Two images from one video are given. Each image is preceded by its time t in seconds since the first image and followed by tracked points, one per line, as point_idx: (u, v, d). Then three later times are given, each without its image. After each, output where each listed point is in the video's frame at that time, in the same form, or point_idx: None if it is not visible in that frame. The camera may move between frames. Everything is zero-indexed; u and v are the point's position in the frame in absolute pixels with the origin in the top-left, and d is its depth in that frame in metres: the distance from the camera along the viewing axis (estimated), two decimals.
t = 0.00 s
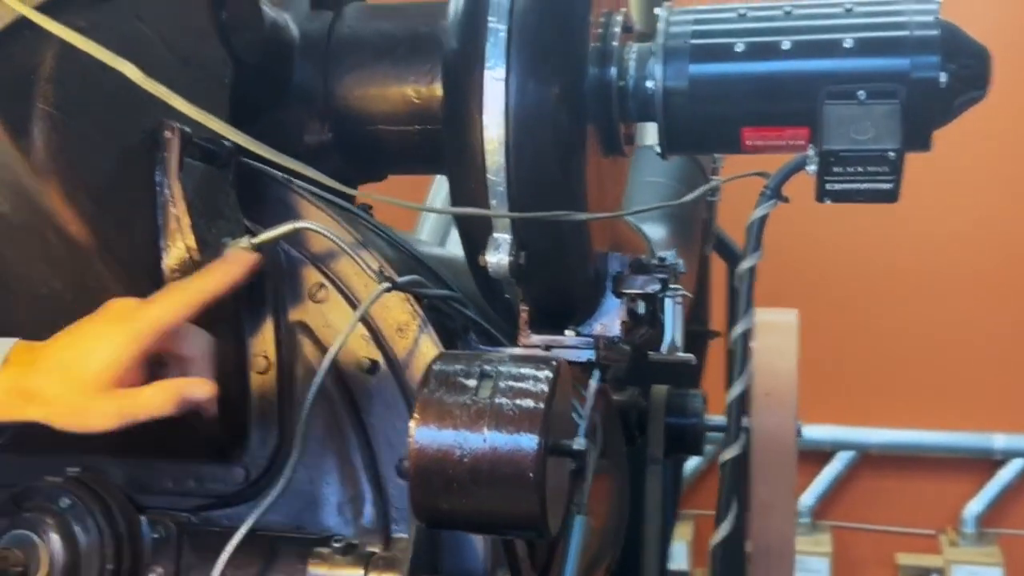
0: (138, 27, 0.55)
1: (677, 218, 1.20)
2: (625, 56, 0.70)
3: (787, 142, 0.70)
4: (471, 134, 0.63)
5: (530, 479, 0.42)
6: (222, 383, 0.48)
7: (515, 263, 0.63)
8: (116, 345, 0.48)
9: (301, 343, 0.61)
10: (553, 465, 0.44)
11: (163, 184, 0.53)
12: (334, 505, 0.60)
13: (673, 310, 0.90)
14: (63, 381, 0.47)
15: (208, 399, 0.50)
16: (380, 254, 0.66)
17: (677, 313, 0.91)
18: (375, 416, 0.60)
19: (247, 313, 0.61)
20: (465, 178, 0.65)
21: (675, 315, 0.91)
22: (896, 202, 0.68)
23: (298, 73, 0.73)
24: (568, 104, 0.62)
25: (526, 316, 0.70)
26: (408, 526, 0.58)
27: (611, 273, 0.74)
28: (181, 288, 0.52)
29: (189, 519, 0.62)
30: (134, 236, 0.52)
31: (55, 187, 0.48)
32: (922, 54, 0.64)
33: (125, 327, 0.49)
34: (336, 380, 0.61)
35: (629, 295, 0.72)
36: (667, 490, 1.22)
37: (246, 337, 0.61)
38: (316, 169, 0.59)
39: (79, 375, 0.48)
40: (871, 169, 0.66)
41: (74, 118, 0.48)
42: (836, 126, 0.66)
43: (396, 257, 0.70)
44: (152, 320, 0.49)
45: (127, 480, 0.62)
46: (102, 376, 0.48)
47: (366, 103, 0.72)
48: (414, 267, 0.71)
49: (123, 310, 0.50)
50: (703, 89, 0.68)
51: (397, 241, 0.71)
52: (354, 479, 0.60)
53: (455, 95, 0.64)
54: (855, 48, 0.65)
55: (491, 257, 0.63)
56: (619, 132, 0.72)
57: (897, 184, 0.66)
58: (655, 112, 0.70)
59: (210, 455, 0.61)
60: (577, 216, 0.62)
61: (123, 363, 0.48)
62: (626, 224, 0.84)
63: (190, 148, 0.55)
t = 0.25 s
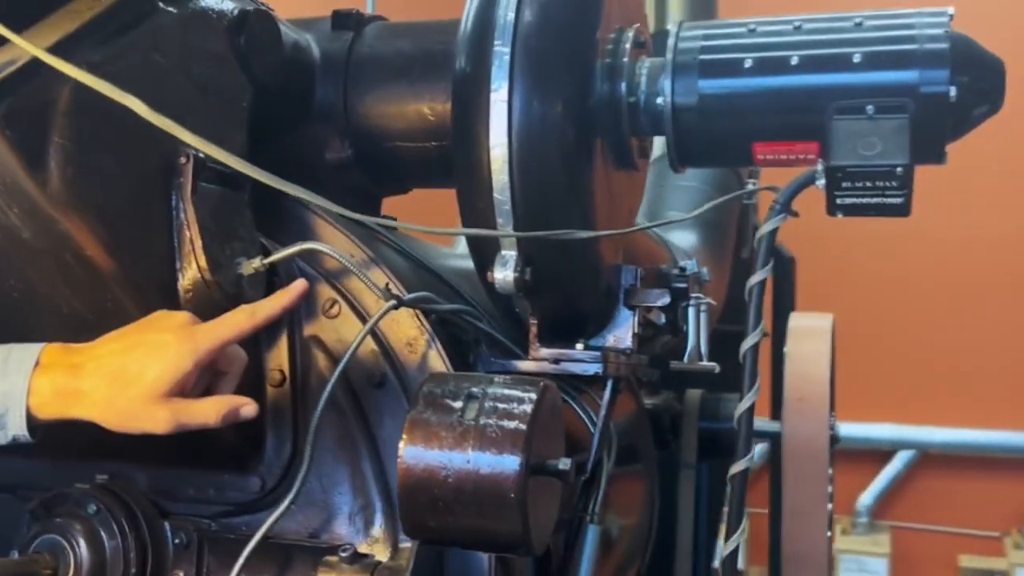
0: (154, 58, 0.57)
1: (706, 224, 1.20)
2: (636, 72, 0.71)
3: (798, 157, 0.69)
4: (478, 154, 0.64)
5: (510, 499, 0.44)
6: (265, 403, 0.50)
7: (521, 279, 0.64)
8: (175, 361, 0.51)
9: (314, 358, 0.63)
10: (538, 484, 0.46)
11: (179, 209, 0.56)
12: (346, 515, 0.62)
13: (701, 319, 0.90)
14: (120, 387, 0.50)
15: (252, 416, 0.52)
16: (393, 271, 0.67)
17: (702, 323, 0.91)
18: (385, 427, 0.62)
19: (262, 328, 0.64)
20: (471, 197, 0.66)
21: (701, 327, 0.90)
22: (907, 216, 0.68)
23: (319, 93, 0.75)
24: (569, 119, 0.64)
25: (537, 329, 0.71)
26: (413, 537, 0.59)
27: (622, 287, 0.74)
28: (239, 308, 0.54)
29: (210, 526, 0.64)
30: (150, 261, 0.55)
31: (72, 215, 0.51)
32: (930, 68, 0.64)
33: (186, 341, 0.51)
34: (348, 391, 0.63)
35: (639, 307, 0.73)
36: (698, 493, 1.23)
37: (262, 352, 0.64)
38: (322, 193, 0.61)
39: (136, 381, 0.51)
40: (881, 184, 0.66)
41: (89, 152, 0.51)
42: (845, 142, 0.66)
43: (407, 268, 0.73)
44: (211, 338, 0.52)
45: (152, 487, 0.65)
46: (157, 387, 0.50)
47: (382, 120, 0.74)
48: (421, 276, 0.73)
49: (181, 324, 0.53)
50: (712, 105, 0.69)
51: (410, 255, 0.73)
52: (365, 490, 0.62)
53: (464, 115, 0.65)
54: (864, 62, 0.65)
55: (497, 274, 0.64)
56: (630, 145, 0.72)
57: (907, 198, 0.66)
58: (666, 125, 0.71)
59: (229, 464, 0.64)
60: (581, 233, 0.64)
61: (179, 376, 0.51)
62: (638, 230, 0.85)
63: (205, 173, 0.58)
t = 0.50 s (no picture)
0: (174, 77, 0.60)
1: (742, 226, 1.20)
2: (650, 82, 0.72)
3: (809, 166, 0.70)
4: (488, 166, 0.66)
5: (493, 503, 0.45)
6: (276, 408, 0.51)
7: (530, 288, 0.65)
8: (192, 366, 0.52)
9: (331, 365, 0.65)
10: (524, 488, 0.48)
11: (197, 222, 0.59)
12: (360, 515, 0.64)
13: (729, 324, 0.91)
14: (142, 391, 0.52)
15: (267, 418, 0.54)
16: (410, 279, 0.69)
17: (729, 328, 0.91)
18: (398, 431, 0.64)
19: (282, 334, 0.66)
20: (481, 208, 0.67)
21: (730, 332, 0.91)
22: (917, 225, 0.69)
23: (343, 105, 0.77)
24: (576, 132, 0.66)
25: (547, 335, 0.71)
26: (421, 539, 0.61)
27: (636, 295, 0.75)
28: (253, 313, 0.55)
29: (233, 524, 0.66)
30: (168, 271, 0.58)
31: (88, 231, 0.54)
32: (941, 77, 0.64)
33: (202, 347, 0.52)
34: (361, 393, 0.65)
35: (653, 314, 0.74)
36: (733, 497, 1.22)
37: (280, 357, 0.66)
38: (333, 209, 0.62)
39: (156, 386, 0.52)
40: (888, 194, 0.67)
41: (109, 171, 0.54)
42: (852, 151, 0.66)
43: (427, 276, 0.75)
44: (227, 343, 0.53)
45: (178, 487, 0.68)
46: (175, 392, 0.52)
47: (403, 131, 0.75)
48: (440, 286, 0.75)
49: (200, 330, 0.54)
50: (724, 116, 0.70)
51: (426, 263, 0.75)
52: (378, 492, 0.64)
53: (474, 127, 0.66)
54: (872, 72, 0.66)
55: (507, 282, 0.66)
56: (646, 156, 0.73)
57: (916, 208, 0.67)
58: (678, 136, 0.72)
59: (250, 465, 0.66)
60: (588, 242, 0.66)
61: (194, 381, 0.52)
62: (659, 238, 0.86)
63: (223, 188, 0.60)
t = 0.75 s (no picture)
0: (203, 90, 0.62)
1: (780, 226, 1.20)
2: (670, 88, 0.73)
3: (826, 170, 0.71)
4: (504, 172, 0.67)
5: (488, 497, 0.47)
6: (288, 411, 0.54)
7: (546, 290, 0.66)
8: (213, 371, 0.55)
9: (355, 365, 0.68)
10: (520, 483, 0.49)
11: (223, 226, 0.62)
12: (381, 509, 0.66)
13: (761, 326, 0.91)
14: (166, 394, 0.55)
15: (283, 421, 0.56)
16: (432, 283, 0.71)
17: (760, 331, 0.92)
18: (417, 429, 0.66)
19: (308, 335, 0.69)
20: (498, 213, 0.68)
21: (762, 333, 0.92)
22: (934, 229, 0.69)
23: (374, 113, 0.79)
24: (589, 137, 0.68)
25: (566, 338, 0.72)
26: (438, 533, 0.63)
27: (657, 298, 0.76)
28: (272, 322, 0.58)
29: (263, 517, 0.69)
30: (196, 275, 0.61)
31: (117, 237, 0.57)
32: (953, 82, 0.65)
33: (222, 354, 0.55)
34: (383, 389, 0.67)
35: (674, 317, 0.75)
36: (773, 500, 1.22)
37: (306, 357, 0.69)
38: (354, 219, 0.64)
39: (180, 389, 0.56)
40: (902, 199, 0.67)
41: (138, 181, 0.57)
42: (866, 156, 0.67)
43: (455, 281, 0.77)
44: (246, 349, 0.56)
45: (212, 481, 0.71)
46: (197, 396, 0.55)
47: (431, 138, 0.78)
48: (470, 292, 0.77)
49: (222, 337, 0.57)
50: (740, 120, 0.71)
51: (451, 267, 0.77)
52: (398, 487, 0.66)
53: (492, 134, 0.68)
54: (886, 77, 0.67)
55: (523, 285, 0.67)
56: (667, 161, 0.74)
57: (930, 212, 0.67)
58: (696, 142, 0.72)
59: (278, 460, 0.69)
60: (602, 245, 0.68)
61: (214, 386, 0.55)
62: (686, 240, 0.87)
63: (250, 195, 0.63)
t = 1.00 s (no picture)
0: (232, 95, 0.65)
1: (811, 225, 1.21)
2: (689, 88, 0.74)
3: (844, 170, 0.72)
4: (522, 172, 0.69)
5: (495, 489, 0.49)
6: (302, 399, 0.56)
7: (563, 289, 0.68)
8: (232, 360, 0.57)
9: (380, 359, 0.70)
10: (528, 476, 0.51)
11: (251, 226, 0.64)
12: (404, 499, 0.68)
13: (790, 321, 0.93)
14: (189, 381, 0.58)
15: (299, 408, 0.58)
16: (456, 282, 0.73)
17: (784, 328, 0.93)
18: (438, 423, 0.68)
19: (335, 330, 0.71)
20: (517, 213, 0.70)
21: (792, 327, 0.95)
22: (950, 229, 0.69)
23: (401, 116, 0.82)
24: (606, 138, 0.69)
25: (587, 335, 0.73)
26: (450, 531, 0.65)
27: (678, 296, 0.78)
28: (289, 312, 0.59)
29: (292, 506, 0.71)
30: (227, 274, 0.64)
31: (149, 238, 0.59)
32: (969, 82, 0.66)
33: (241, 343, 0.57)
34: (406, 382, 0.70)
35: (692, 315, 0.77)
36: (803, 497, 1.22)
37: (332, 351, 0.71)
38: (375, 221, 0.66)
39: (202, 376, 0.58)
40: (918, 198, 0.67)
41: (171, 184, 0.60)
42: (882, 155, 0.67)
43: (482, 281, 0.79)
44: (264, 340, 0.58)
45: (245, 470, 0.74)
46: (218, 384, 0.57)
47: (455, 140, 0.80)
48: (495, 291, 0.78)
49: (242, 326, 0.59)
50: (758, 121, 0.72)
51: (475, 266, 0.79)
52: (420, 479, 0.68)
53: (512, 137, 0.70)
54: (902, 77, 0.67)
55: (541, 283, 0.69)
56: (688, 162, 0.75)
57: (947, 211, 0.67)
58: (715, 142, 0.73)
59: (306, 452, 0.72)
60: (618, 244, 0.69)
61: (233, 373, 0.57)
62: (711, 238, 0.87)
63: (277, 197, 0.66)
